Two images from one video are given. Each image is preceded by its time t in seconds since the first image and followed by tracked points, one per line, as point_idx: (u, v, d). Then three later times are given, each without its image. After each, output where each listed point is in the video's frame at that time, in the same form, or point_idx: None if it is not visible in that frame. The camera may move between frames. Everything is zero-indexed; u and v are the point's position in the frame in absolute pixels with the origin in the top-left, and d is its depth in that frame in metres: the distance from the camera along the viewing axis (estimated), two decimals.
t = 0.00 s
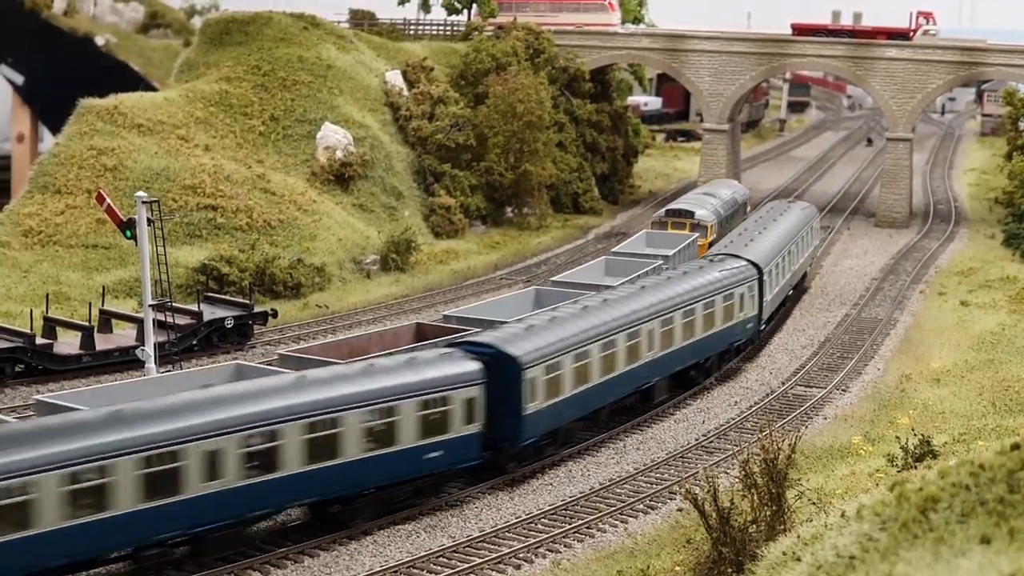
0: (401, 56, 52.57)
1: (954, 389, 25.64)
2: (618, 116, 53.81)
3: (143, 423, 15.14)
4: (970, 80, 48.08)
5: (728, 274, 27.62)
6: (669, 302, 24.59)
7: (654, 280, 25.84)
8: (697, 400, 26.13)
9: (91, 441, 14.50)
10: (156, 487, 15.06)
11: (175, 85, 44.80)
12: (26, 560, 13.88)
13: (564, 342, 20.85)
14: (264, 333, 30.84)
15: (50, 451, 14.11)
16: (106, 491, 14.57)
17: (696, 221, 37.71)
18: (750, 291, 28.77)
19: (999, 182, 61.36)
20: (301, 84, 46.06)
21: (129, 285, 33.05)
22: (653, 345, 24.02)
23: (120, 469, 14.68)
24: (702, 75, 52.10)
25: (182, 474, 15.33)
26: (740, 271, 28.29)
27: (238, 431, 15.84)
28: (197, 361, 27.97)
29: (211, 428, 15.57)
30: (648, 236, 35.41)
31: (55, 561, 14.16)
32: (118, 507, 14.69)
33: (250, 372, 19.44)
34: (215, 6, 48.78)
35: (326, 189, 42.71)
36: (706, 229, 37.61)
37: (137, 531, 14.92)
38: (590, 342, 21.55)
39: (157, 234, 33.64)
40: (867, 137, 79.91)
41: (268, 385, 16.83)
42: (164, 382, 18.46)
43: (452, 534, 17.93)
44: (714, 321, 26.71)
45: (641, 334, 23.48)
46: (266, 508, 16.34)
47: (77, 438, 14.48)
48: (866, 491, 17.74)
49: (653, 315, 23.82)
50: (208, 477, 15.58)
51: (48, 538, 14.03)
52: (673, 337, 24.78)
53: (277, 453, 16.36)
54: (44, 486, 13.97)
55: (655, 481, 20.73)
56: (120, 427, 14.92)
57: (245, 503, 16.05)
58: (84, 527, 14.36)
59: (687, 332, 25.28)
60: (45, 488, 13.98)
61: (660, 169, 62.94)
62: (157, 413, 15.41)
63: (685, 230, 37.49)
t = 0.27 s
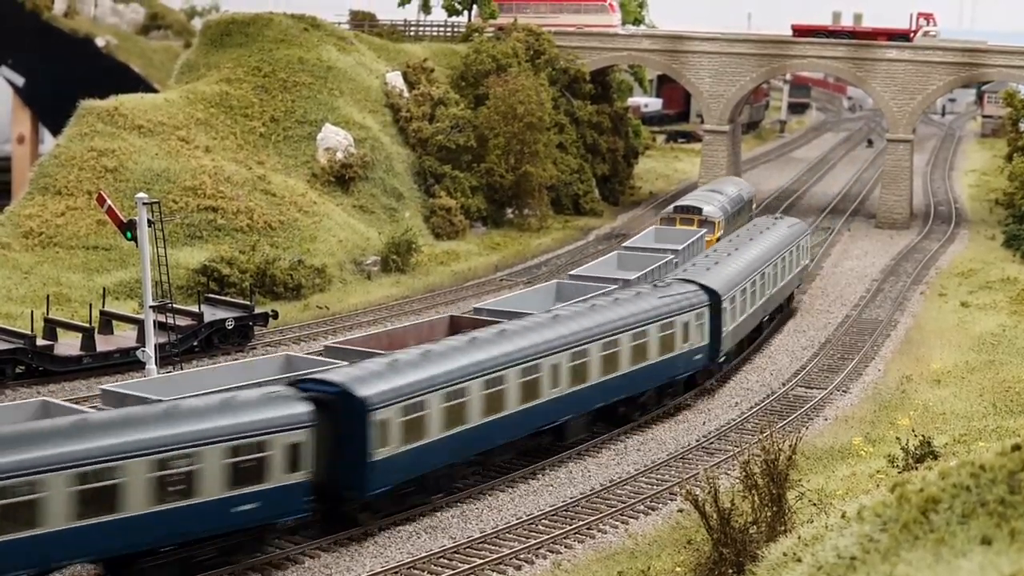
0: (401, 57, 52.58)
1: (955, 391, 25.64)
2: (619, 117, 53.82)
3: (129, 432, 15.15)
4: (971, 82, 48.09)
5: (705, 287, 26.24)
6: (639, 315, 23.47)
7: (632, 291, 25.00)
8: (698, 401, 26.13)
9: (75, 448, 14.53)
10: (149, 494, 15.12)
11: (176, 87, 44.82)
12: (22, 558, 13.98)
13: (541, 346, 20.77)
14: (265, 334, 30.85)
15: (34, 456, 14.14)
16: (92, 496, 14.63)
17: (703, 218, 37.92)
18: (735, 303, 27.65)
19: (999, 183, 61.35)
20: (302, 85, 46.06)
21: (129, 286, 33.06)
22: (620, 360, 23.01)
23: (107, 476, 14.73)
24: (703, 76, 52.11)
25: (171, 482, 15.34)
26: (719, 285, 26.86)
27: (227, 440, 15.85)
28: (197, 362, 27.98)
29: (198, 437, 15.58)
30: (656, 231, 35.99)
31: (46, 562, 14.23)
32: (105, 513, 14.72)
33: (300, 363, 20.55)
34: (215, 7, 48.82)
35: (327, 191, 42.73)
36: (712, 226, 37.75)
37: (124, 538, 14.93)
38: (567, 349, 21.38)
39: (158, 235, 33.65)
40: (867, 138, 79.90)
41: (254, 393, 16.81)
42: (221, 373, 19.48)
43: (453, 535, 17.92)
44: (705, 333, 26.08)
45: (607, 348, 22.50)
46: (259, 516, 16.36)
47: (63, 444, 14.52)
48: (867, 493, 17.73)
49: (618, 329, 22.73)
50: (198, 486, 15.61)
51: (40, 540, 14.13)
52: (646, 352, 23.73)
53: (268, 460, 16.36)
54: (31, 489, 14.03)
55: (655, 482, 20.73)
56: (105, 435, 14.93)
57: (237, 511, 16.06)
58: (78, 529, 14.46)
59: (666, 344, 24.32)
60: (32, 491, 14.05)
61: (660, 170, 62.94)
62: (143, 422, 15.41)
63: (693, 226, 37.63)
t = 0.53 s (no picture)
0: (401, 57, 52.58)
1: (955, 390, 25.63)
2: (619, 117, 53.83)
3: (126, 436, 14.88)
4: (971, 81, 48.08)
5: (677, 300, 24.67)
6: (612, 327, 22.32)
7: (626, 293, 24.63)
8: (698, 401, 26.12)
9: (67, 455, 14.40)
10: (165, 490, 14.94)
11: (176, 86, 44.82)
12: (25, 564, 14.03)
13: (524, 351, 20.30)
14: (265, 334, 30.86)
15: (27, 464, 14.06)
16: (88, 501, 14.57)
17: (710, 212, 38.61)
18: (709, 312, 26.34)
19: (1000, 182, 61.34)
20: (302, 85, 46.05)
21: (129, 286, 33.06)
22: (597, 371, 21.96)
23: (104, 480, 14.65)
24: (703, 75, 52.11)
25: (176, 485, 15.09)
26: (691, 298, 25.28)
27: (222, 441, 15.60)
28: (197, 362, 27.97)
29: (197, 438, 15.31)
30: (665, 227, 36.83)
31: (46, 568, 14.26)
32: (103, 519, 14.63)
33: (343, 352, 21.25)
34: (215, 7, 48.83)
35: (327, 190, 42.72)
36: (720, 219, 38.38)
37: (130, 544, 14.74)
38: (559, 351, 20.93)
39: (158, 235, 33.64)
40: (868, 138, 79.90)
41: (238, 393, 16.50)
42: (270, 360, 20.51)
43: (453, 535, 17.92)
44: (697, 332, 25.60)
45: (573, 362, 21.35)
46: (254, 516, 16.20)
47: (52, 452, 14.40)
48: (868, 492, 17.71)
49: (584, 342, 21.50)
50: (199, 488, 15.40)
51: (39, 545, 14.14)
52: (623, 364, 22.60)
53: (260, 460, 16.16)
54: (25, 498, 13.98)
55: (655, 481, 20.72)
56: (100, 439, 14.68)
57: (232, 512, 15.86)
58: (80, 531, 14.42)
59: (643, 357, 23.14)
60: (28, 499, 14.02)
61: (660, 170, 62.93)
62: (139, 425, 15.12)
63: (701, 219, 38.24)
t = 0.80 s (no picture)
0: (401, 57, 52.58)
1: (954, 390, 25.63)
2: (619, 117, 53.87)
3: (145, 423, 15.28)
4: (971, 81, 48.08)
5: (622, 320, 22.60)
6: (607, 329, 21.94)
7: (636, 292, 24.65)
8: (698, 401, 26.11)
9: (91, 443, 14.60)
10: (136, 488, 14.97)
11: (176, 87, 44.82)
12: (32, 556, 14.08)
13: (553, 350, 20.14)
14: (265, 334, 30.86)
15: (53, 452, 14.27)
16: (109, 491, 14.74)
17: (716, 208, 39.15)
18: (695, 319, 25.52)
19: (1000, 182, 61.33)
20: (302, 85, 46.04)
21: (129, 286, 33.06)
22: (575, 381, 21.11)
23: (127, 471, 14.87)
24: (703, 75, 52.11)
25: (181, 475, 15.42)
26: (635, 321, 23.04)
27: (235, 433, 15.94)
28: (197, 363, 27.97)
29: (210, 429, 15.67)
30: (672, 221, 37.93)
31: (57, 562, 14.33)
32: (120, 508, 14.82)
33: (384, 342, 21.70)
34: (215, 7, 48.83)
35: (327, 190, 42.73)
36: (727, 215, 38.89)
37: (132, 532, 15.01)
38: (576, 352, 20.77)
39: (157, 235, 33.64)
40: (867, 138, 79.93)
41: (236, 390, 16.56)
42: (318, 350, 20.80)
43: (453, 535, 17.91)
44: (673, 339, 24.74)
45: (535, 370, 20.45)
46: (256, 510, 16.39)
47: (78, 440, 14.59)
48: (867, 493, 17.68)
49: (583, 347, 20.96)
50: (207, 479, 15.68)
51: (35, 544, 14.06)
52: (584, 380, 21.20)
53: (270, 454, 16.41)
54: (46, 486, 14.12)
55: (655, 482, 20.71)
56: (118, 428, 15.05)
57: (238, 505, 16.13)
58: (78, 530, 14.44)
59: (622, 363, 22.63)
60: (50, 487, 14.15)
61: (660, 170, 62.94)
62: (158, 415, 15.52)
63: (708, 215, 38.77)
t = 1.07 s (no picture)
0: (401, 57, 52.59)
1: (955, 391, 25.63)
2: (619, 117, 53.92)
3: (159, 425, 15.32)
4: (971, 82, 48.08)
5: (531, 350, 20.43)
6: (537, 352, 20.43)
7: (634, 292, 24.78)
8: (698, 401, 26.12)
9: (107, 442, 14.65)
10: (146, 489, 14.97)
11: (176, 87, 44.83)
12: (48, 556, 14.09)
13: (542, 350, 20.56)
14: (265, 334, 30.88)
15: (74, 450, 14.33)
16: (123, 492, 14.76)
17: (723, 204, 39.75)
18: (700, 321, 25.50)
19: (1000, 183, 61.31)
20: (302, 86, 46.05)
21: (129, 287, 33.08)
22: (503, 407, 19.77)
23: (138, 471, 14.88)
24: (703, 76, 52.11)
25: (190, 477, 15.40)
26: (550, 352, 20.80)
27: (249, 435, 15.98)
28: (197, 363, 27.97)
29: (222, 431, 15.70)
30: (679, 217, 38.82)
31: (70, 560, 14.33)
32: (131, 508, 14.84)
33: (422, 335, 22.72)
34: (215, 8, 48.84)
35: (327, 191, 42.75)
36: (733, 211, 39.48)
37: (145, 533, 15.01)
38: (564, 350, 21.09)
39: (158, 236, 33.64)
40: (867, 138, 79.93)
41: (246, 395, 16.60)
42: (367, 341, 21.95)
43: (453, 535, 17.92)
44: (628, 362, 23.04)
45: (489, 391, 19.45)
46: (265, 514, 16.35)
47: (91, 438, 14.62)
48: (867, 493, 17.67)
49: (551, 353, 20.77)
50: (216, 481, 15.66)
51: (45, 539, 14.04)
52: (521, 399, 20.16)
53: (280, 456, 16.42)
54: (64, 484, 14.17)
55: (655, 482, 20.72)
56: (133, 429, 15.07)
57: (247, 508, 16.11)
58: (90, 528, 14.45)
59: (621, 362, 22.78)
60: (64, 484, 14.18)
61: (660, 170, 62.94)
62: (170, 416, 15.55)
63: (714, 211, 39.25)
